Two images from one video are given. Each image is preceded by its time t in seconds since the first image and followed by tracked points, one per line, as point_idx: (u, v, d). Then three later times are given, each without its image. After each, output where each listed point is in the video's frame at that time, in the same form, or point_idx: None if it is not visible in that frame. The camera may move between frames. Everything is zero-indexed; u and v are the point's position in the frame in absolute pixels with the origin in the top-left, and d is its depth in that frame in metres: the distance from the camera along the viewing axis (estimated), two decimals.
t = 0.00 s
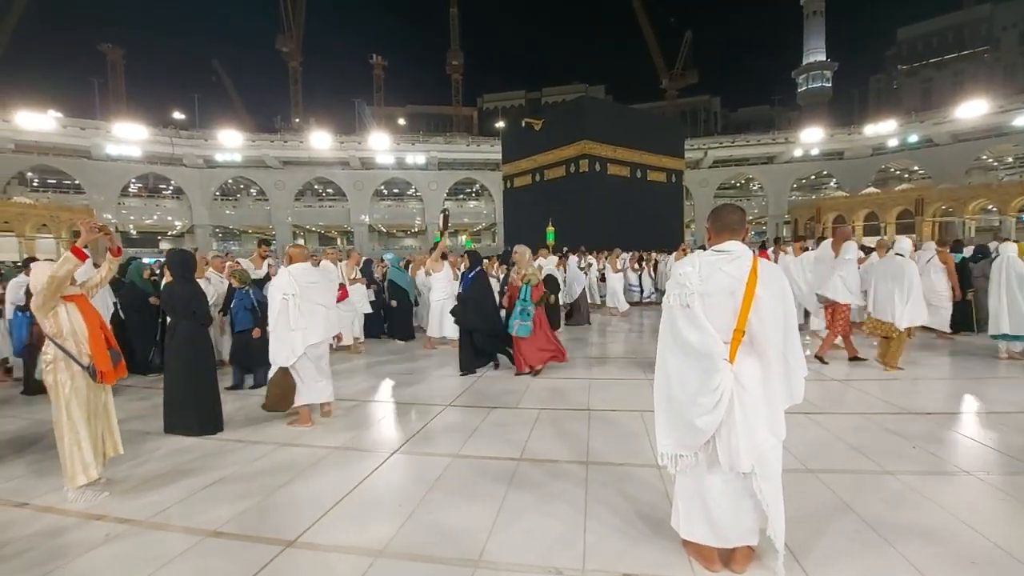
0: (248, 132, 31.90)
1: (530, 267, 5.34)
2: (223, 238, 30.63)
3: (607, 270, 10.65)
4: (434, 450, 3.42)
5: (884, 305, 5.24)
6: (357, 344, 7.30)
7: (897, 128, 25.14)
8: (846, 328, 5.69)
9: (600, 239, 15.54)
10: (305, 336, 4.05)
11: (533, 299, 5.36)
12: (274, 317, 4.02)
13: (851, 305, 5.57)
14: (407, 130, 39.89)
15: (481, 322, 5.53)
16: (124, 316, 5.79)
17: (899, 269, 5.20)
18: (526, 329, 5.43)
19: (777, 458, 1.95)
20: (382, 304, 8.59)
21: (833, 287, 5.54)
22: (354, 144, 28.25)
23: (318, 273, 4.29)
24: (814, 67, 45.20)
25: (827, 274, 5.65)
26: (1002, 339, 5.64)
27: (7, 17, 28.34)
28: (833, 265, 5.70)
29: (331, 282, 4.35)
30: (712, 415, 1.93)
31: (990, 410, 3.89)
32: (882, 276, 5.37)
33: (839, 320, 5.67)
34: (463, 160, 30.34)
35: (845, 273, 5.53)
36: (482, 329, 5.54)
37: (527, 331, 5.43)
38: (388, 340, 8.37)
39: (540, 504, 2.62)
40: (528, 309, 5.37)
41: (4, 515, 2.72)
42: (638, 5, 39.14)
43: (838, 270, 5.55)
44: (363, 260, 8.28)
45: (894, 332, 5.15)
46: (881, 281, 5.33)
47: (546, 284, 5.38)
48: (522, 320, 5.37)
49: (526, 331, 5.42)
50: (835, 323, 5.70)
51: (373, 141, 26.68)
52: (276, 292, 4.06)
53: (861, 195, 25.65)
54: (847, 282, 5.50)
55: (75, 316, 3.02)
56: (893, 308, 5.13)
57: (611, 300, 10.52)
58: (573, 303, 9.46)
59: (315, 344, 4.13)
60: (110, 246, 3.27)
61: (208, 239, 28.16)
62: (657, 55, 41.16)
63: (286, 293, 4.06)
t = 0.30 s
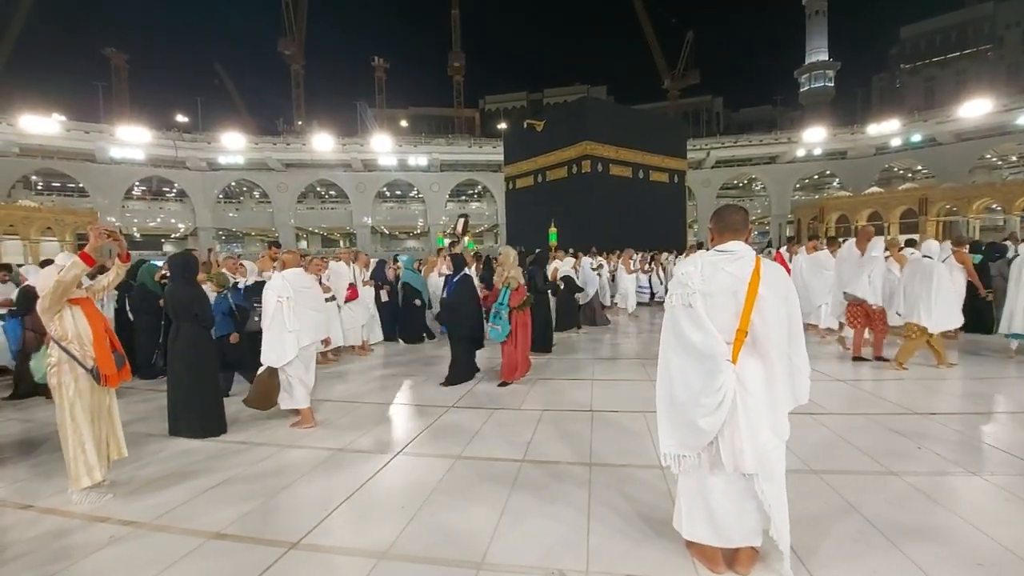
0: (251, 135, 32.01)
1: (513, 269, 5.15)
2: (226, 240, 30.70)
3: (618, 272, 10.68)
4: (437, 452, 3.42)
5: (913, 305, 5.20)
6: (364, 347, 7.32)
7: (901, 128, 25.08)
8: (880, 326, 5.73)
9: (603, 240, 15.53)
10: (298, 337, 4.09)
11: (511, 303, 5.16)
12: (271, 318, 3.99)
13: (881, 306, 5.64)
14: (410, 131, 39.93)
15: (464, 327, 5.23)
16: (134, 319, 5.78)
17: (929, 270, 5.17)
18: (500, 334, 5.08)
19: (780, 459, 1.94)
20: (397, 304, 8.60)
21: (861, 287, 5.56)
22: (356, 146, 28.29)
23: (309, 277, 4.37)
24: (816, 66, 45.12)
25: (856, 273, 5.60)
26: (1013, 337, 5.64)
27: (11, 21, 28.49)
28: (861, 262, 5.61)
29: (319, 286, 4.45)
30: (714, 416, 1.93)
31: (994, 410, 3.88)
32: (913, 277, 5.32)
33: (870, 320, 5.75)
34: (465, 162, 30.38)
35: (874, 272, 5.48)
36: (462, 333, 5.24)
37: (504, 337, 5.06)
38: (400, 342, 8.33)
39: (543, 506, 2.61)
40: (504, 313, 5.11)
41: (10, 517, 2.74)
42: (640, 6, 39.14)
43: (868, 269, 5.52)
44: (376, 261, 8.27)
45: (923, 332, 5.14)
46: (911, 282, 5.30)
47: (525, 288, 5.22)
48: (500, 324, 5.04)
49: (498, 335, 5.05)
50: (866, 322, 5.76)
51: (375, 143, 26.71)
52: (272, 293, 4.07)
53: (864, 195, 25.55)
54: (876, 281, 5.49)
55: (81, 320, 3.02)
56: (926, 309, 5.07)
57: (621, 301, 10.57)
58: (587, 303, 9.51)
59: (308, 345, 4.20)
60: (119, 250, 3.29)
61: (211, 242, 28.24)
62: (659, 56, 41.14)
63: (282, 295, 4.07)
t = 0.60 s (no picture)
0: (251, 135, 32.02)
1: (495, 271, 5.02)
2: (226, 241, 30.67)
3: (627, 271, 10.68)
4: (437, 452, 3.42)
5: (940, 302, 5.18)
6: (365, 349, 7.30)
7: (900, 128, 25.11)
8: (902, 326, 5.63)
9: (603, 240, 15.53)
10: (290, 333, 4.33)
11: (494, 306, 5.03)
12: (266, 315, 4.22)
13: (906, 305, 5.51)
14: (410, 131, 39.93)
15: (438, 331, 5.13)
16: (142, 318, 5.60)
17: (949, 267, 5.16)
18: (490, 338, 5.09)
19: (779, 459, 1.95)
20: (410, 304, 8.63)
21: (885, 286, 5.52)
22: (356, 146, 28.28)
23: (298, 276, 4.59)
24: (816, 66, 45.16)
25: (881, 271, 5.59)
26: None
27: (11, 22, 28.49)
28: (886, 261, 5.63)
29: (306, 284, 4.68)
30: (711, 415, 1.93)
31: (992, 409, 3.88)
32: (936, 275, 5.28)
33: (892, 319, 5.62)
34: (465, 162, 30.39)
35: (899, 270, 5.47)
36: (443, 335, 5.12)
37: (494, 341, 5.08)
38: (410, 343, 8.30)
39: (543, 507, 2.60)
40: (489, 317, 5.04)
41: (9, 517, 2.74)
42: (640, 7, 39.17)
43: (892, 268, 5.51)
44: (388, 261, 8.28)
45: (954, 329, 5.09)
46: (935, 280, 5.26)
47: (506, 289, 5.00)
48: (487, 329, 5.03)
49: (488, 339, 5.07)
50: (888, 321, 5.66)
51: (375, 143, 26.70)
52: (267, 292, 4.30)
53: (864, 195, 25.53)
54: (901, 280, 5.46)
55: (82, 321, 3.02)
56: (961, 306, 5.02)
57: (630, 302, 10.55)
58: (597, 304, 9.52)
59: (298, 340, 4.42)
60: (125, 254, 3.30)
61: (211, 242, 28.24)
62: (659, 56, 41.15)
63: (276, 293, 4.30)
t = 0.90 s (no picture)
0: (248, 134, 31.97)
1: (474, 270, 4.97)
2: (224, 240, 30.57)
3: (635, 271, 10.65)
4: (435, 452, 3.41)
5: (961, 302, 5.18)
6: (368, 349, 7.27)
7: (897, 128, 25.20)
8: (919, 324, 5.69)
9: (601, 239, 15.52)
10: (277, 334, 4.34)
11: (477, 304, 5.02)
12: (250, 319, 4.22)
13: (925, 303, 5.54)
14: (408, 131, 39.88)
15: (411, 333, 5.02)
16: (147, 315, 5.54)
17: (979, 269, 5.07)
18: (475, 338, 5.04)
19: (778, 458, 1.95)
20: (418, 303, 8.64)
21: (906, 285, 5.54)
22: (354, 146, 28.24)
23: (276, 276, 4.55)
24: (814, 66, 45.23)
25: (902, 269, 5.63)
26: None
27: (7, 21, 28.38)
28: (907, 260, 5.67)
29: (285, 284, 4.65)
30: (712, 415, 1.93)
31: (989, 408, 3.89)
32: (960, 275, 5.25)
33: (910, 317, 5.69)
34: (464, 161, 30.37)
35: (920, 270, 5.48)
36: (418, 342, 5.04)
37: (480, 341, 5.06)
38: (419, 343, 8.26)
39: (542, 506, 2.60)
40: (474, 315, 5.01)
41: (5, 518, 2.73)
42: (638, 6, 39.17)
43: (912, 267, 5.54)
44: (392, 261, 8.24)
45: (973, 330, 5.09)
46: (960, 280, 5.23)
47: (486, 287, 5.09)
48: (474, 329, 4.98)
49: (475, 340, 5.01)
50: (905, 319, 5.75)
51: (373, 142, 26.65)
52: (248, 295, 4.27)
53: (861, 195, 25.51)
54: (924, 280, 5.45)
55: (80, 322, 3.01)
56: (983, 308, 5.00)
57: (639, 301, 10.49)
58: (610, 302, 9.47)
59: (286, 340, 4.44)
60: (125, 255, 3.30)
61: (208, 242, 28.19)
62: (657, 56, 41.16)
63: (258, 296, 4.28)
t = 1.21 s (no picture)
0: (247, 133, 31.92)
1: (452, 271, 4.89)
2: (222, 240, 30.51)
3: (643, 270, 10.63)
4: (433, 451, 3.42)
5: (987, 298, 5.21)
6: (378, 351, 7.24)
7: (896, 128, 25.24)
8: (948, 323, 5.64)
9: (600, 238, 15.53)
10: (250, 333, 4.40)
11: (456, 308, 4.88)
12: (227, 316, 4.27)
13: (947, 301, 5.54)
14: (407, 130, 39.87)
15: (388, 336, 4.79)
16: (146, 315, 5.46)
17: (1004, 265, 5.13)
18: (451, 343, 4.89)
19: (774, 457, 1.96)
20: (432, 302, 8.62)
21: (927, 283, 5.56)
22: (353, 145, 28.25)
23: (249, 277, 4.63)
24: (812, 66, 45.30)
25: (921, 268, 5.63)
26: None
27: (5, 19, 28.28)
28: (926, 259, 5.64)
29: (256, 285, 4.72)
30: (709, 414, 1.93)
31: (985, 407, 3.90)
32: (983, 272, 5.28)
33: (936, 316, 5.64)
34: (463, 160, 30.37)
35: (940, 267, 5.49)
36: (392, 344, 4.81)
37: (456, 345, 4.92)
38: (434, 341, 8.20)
39: (539, 505, 2.60)
40: (452, 319, 4.86)
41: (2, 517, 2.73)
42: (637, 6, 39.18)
43: (934, 265, 5.51)
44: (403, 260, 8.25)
45: (999, 327, 5.12)
46: (984, 277, 5.26)
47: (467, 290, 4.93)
48: (451, 332, 4.83)
49: (451, 342, 4.85)
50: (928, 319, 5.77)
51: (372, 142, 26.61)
52: (225, 294, 4.32)
53: (859, 195, 25.50)
54: (941, 278, 5.50)
55: (77, 321, 3.01)
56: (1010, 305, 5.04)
57: (646, 299, 10.56)
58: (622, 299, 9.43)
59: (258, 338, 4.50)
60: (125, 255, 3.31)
61: (207, 241, 28.15)
62: (655, 55, 41.18)
63: (235, 294, 4.35)
